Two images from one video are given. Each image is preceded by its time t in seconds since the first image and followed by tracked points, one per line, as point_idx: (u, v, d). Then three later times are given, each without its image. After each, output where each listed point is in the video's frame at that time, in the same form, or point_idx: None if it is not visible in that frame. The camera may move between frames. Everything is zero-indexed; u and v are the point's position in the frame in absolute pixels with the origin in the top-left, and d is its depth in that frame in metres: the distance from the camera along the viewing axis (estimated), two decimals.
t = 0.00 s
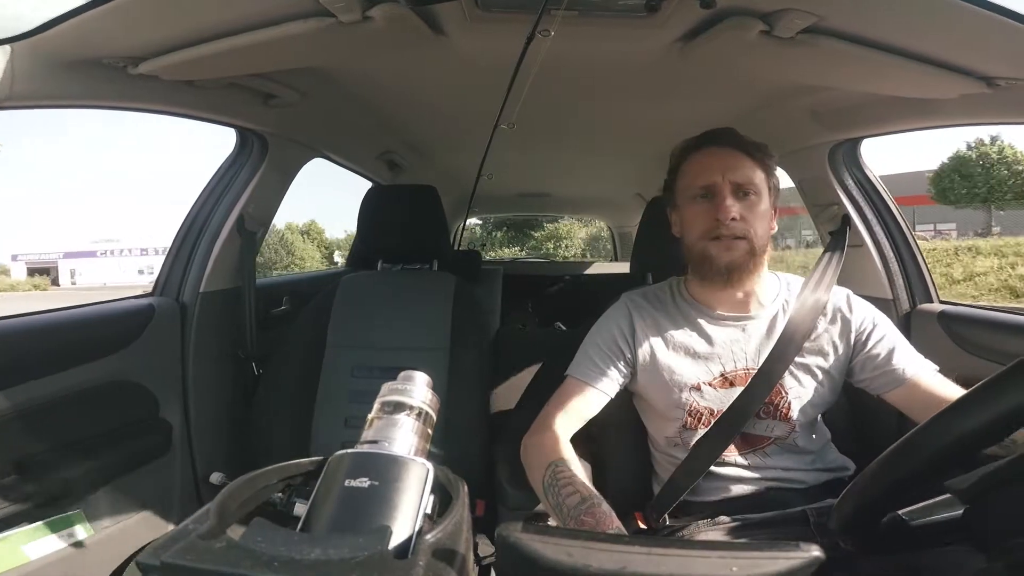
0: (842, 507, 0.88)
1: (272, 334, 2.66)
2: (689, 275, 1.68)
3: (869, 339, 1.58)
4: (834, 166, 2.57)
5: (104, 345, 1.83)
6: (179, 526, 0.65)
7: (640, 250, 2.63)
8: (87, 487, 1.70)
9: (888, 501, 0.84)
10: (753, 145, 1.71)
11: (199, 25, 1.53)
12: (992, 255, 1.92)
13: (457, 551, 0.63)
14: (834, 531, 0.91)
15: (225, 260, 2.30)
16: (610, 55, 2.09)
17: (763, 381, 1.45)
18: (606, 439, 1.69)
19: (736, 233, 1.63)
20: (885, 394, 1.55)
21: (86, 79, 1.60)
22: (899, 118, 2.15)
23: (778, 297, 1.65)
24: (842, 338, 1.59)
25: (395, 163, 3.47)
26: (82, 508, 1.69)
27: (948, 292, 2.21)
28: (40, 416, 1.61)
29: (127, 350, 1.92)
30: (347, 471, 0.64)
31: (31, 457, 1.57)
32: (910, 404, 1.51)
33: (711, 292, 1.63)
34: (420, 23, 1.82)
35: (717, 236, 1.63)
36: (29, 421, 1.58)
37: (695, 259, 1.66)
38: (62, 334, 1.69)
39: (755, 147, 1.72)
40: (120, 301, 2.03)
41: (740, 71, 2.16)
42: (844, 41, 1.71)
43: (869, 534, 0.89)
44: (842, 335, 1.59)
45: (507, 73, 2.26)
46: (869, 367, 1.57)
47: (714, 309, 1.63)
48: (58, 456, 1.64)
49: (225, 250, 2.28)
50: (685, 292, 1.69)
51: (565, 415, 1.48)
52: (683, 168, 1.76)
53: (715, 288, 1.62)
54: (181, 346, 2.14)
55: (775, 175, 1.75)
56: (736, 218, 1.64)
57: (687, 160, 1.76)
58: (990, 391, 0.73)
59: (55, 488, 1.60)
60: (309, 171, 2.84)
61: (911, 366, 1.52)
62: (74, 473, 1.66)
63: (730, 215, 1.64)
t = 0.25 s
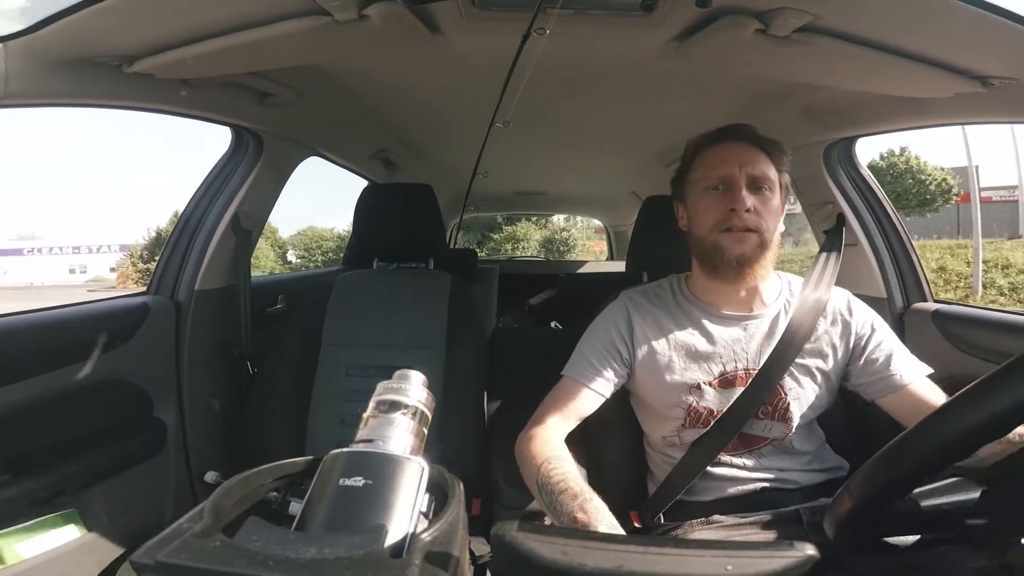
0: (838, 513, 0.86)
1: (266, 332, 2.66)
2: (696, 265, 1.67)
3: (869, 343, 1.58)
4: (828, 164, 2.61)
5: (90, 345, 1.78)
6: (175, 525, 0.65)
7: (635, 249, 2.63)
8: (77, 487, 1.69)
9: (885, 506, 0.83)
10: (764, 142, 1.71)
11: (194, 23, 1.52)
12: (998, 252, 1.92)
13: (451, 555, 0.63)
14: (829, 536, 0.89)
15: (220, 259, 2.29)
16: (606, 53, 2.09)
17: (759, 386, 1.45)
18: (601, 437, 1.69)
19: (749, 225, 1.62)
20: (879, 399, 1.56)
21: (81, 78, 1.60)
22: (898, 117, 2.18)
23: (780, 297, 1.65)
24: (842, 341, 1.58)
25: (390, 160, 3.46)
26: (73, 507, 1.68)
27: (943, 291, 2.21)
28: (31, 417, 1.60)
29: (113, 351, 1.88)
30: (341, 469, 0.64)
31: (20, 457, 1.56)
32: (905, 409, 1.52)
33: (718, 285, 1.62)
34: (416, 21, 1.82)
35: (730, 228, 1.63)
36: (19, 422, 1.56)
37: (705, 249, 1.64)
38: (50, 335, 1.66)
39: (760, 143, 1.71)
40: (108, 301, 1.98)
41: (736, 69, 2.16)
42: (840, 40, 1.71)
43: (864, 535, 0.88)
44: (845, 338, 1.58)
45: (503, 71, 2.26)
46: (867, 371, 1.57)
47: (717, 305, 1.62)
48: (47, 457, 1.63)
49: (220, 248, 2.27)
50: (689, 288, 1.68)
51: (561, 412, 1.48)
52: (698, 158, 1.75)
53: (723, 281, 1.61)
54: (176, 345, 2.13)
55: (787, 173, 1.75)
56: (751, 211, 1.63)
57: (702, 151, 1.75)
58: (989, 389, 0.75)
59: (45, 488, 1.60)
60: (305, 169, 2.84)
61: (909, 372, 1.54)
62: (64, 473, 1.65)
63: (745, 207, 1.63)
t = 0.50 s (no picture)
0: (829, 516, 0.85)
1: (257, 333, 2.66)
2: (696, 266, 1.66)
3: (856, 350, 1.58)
4: (819, 166, 2.63)
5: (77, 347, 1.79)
6: (163, 526, 0.65)
7: (626, 250, 2.64)
8: (63, 486, 1.70)
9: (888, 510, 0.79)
10: (765, 142, 1.70)
11: (184, 24, 1.52)
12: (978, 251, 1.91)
13: (442, 559, 0.62)
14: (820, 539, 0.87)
15: (211, 261, 2.29)
16: (596, 54, 2.09)
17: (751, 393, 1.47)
18: (593, 438, 1.69)
19: (750, 228, 1.62)
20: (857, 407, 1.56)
21: (70, 78, 1.59)
22: (891, 118, 2.18)
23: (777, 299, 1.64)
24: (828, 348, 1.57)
25: (382, 161, 3.46)
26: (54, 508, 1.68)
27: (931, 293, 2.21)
28: (16, 417, 1.60)
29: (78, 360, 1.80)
30: (319, 471, 0.64)
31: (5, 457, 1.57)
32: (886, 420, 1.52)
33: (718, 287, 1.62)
34: (409, 22, 1.83)
35: (731, 230, 1.62)
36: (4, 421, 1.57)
37: (705, 250, 1.64)
38: (43, 336, 1.69)
39: (759, 143, 1.70)
40: (99, 301, 2.00)
41: (727, 71, 2.16)
42: (830, 41, 1.71)
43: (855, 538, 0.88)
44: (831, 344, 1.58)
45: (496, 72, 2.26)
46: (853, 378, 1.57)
47: (714, 307, 1.62)
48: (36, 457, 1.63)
49: (211, 249, 2.27)
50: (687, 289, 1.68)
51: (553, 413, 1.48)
52: (701, 158, 1.74)
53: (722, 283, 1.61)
54: (166, 346, 2.13)
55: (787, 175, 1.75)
56: (753, 213, 1.63)
57: (704, 151, 1.74)
58: (974, 390, 0.74)
59: (31, 488, 1.61)
60: (297, 171, 2.84)
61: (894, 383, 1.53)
62: (49, 473, 1.66)
63: (747, 209, 1.63)
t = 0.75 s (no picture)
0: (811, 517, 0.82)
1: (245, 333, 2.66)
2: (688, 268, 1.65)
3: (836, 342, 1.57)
4: (806, 164, 2.60)
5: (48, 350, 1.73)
6: (149, 527, 0.65)
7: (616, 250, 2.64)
8: (51, 486, 1.68)
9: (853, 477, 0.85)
10: (752, 144, 1.72)
11: (172, 24, 1.52)
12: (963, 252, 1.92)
13: (430, 562, 0.62)
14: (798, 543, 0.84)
15: (198, 261, 2.28)
16: (585, 54, 2.09)
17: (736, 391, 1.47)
18: (584, 439, 1.69)
19: (745, 231, 1.63)
20: (826, 399, 1.54)
21: (56, 78, 1.59)
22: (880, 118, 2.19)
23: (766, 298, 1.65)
24: (808, 340, 1.57)
25: (372, 162, 3.47)
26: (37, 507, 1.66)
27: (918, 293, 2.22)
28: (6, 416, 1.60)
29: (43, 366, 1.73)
30: (309, 471, 0.64)
31: None
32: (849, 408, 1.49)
33: (711, 290, 1.61)
34: (400, 23, 1.83)
35: (726, 233, 1.63)
36: None
37: (699, 252, 1.63)
38: (27, 336, 1.67)
39: (746, 143, 1.71)
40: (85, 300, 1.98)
41: (716, 71, 2.16)
42: (819, 41, 1.72)
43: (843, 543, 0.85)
44: (810, 337, 1.58)
45: (487, 71, 2.27)
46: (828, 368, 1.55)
47: (706, 309, 1.62)
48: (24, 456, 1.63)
49: (199, 248, 2.27)
50: (678, 291, 1.67)
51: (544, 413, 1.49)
52: (693, 158, 1.73)
53: (717, 286, 1.61)
54: (153, 346, 2.13)
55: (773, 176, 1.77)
56: (747, 217, 1.64)
57: (695, 152, 1.74)
58: (959, 392, 0.71)
59: (22, 487, 1.59)
60: (288, 172, 2.84)
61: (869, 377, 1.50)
62: (40, 472, 1.65)
63: (742, 213, 1.64)
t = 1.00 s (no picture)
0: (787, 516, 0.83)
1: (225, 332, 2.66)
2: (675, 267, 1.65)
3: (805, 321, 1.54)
4: (787, 163, 2.64)
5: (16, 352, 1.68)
6: (129, 525, 0.64)
7: (600, 249, 2.64)
8: (28, 488, 1.67)
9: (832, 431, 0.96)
10: (735, 144, 1.73)
11: (152, 23, 1.52)
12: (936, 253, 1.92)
13: (414, 563, 0.61)
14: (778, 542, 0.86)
15: (180, 256, 2.31)
16: (567, 53, 2.09)
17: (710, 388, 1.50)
18: (562, 438, 1.69)
19: (735, 234, 1.63)
20: (797, 375, 1.50)
21: (34, 76, 1.58)
22: (862, 117, 2.20)
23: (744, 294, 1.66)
24: (775, 330, 1.58)
25: (355, 161, 3.46)
26: (13, 507, 1.64)
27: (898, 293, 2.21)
28: None
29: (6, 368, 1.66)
30: (289, 471, 0.63)
31: None
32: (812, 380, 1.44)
33: (697, 290, 1.61)
34: (385, 22, 1.83)
35: (716, 235, 1.63)
36: None
37: (686, 252, 1.63)
38: None
39: (727, 143, 1.73)
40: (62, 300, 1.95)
41: (699, 69, 2.17)
42: (799, 38, 1.74)
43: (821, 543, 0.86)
44: (779, 326, 1.58)
45: (474, 70, 2.27)
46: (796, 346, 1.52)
47: (690, 309, 1.62)
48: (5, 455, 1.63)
49: (181, 245, 2.29)
50: (663, 290, 1.66)
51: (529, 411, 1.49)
52: (682, 158, 1.73)
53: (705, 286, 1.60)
54: (133, 344, 2.13)
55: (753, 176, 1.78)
56: (737, 220, 1.64)
57: (681, 151, 1.74)
58: (940, 387, 0.71)
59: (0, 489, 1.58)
60: (266, 170, 2.83)
61: (835, 345, 1.43)
62: (18, 473, 1.64)
63: (733, 215, 1.64)
